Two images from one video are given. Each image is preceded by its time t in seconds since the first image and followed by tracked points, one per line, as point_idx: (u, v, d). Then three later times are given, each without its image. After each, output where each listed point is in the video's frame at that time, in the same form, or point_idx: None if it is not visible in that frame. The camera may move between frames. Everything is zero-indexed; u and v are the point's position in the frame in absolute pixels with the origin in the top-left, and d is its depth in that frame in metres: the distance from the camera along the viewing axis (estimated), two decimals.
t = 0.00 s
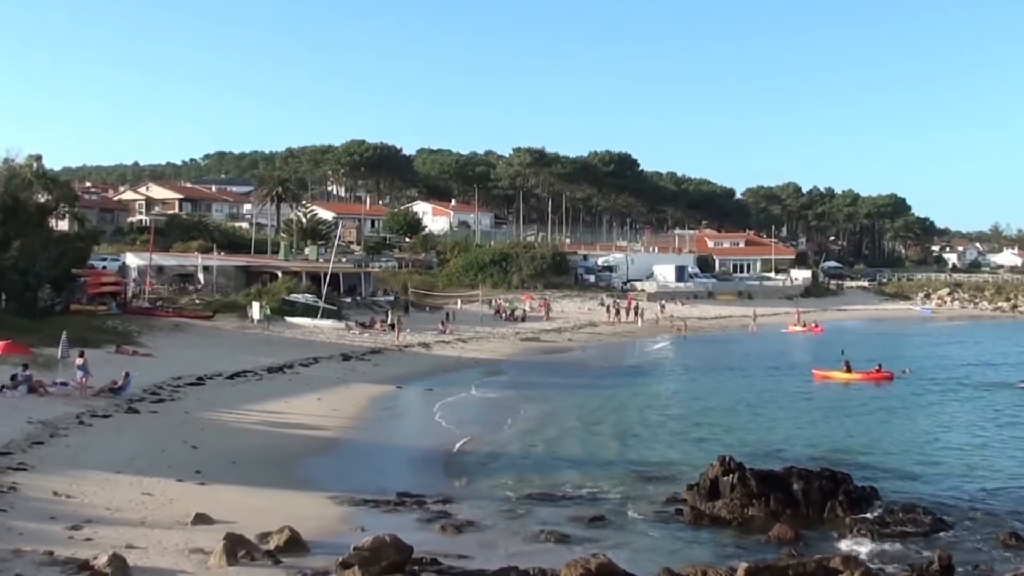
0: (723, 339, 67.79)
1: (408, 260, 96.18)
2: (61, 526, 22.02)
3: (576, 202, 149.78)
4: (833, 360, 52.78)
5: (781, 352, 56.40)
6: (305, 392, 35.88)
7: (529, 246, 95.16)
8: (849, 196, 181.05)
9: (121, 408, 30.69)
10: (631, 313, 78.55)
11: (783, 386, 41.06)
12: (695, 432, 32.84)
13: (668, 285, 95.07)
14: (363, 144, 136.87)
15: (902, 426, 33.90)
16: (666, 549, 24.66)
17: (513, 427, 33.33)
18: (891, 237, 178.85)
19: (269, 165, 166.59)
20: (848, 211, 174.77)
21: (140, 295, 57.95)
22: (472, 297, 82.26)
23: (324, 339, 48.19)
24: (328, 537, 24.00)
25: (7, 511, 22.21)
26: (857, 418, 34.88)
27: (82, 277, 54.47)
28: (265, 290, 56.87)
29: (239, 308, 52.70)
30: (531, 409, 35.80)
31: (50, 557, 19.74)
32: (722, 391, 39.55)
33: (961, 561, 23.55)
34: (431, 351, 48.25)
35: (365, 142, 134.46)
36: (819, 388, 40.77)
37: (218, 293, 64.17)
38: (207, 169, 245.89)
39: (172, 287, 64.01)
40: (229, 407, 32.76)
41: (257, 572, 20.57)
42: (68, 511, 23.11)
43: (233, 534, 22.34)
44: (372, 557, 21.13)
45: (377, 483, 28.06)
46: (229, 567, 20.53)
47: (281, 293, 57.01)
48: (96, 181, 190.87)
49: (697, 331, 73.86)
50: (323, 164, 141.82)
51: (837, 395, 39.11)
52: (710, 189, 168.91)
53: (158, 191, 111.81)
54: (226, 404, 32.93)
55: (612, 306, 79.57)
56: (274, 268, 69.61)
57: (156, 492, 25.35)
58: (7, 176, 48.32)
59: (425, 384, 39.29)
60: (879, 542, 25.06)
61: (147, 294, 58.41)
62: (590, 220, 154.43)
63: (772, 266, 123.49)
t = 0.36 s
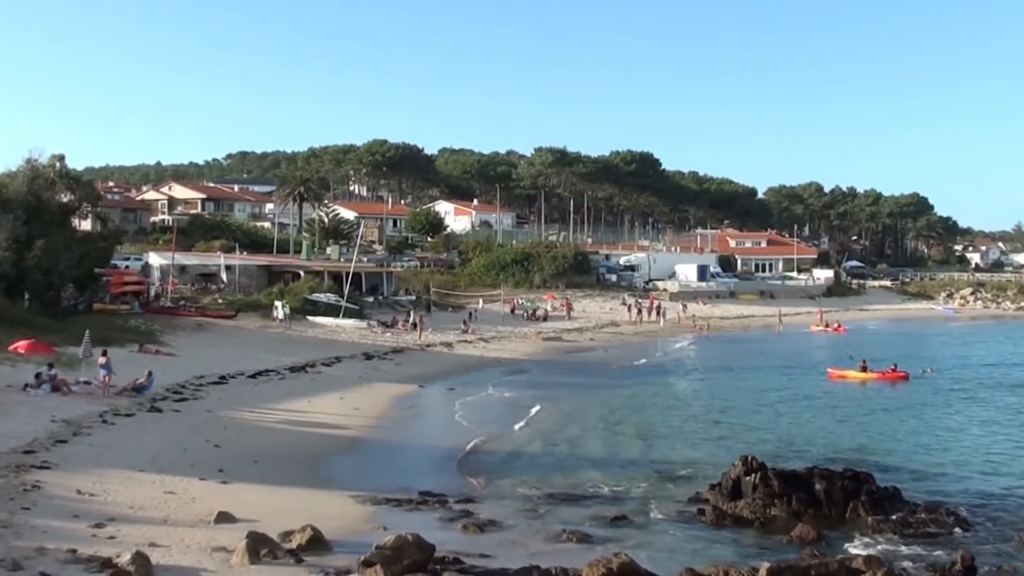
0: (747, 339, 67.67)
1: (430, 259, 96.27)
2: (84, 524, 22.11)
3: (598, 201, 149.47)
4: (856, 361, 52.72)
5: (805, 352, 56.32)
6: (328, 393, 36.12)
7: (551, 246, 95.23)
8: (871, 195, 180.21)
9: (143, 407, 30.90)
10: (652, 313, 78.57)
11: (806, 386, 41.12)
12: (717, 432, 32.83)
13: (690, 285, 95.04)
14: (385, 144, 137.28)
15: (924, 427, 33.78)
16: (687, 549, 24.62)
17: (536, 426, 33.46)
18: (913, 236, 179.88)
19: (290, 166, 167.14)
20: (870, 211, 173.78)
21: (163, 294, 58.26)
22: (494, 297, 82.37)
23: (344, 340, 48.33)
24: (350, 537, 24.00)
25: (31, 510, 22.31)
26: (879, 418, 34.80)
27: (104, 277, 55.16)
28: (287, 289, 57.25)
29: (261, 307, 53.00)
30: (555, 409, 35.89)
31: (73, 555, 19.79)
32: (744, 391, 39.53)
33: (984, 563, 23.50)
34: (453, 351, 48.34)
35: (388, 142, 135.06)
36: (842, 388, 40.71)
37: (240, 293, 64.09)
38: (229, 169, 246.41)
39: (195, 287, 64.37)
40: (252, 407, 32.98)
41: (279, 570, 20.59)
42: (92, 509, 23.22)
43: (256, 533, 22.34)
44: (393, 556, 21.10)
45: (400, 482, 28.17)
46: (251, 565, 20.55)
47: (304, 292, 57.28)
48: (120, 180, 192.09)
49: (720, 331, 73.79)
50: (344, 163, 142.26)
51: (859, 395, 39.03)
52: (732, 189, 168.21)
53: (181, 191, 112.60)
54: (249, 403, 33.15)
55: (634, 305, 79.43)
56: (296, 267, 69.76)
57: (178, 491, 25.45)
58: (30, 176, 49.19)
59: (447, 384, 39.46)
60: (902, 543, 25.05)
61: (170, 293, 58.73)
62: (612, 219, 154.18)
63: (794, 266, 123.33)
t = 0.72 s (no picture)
0: (769, 339, 67.57)
1: (450, 259, 96.46)
2: (105, 523, 22.20)
3: (618, 201, 148.83)
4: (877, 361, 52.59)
5: (828, 351, 56.17)
6: (348, 393, 36.25)
7: (571, 245, 95.28)
8: (893, 194, 179.60)
9: (164, 406, 31.17)
10: (673, 313, 78.54)
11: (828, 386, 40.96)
12: (738, 432, 32.78)
13: (710, 284, 94.90)
14: (404, 144, 139.56)
15: (944, 428, 33.59)
16: (707, 549, 24.55)
17: (556, 426, 33.50)
18: (935, 235, 179.42)
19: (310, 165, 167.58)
20: (891, 210, 173.07)
21: (184, 293, 58.58)
22: (514, 297, 82.43)
23: (363, 340, 48.42)
24: (370, 535, 24.02)
25: (52, 508, 22.41)
26: (899, 418, 34.69)
27: (126, 276, 55.61)
28: (308, 289, 57.50)
29: (282, 307, 53.27)
30: (575, 408, 35.94)
31: (94, 553, 19.83)
32: (763, 391, 39.49)
33: (1005, 564, 23.35)
34: (472, 350, 48.37)
35: (408, 141, 137.75)
36: (863, 388, 40.60)
37: (260, 293, 64.14)
38: (250, 169, 247.96)
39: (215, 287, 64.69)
40: (272, 407, 33.10)
41: (299, 569, 20.57)
42: (114, 507, 23.32)
43: (276, 532, 22.38)
44: (413, 556, 21.06)
45: (420, 481, 28.24)
46: (272, 563, 20.56)
47: (324, 292, 57.58)
48: (143, 181, 193.24)
49: (741, 331, 73.70)
50: (365, 164, 143.10)
51: (879, 395, 38.92)
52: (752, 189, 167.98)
53: (202, 191, 112.85)
54: (270, 402, 33.42)
55: (654, 306, 79.38)
56: (316, 267, 69.88)
57: (200, 489, 25.52)
58: (52, 175, 49.43)
59: (466, 383, 39.59)
60: (922, 543, 24.97)
61: (191, 292, 58.96)
62: (632, 218, 154.20)
63: (815, 266, 123.11)
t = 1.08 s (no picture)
0: (788, 339, 67.51)
1: (467, 259, 96.70)
2: (123, 521, 22.26)
3: (636, 201, 149.13)
4: (895, 361, 52.45)
5: (847, 352, 56.04)
6: (365, 393, 36.37)
7: (588, 245, 95.21)
8: (911, 195, 179.10)
9: (183, 405, 31.33)
10: (691, 313, 78.53)
11: (841, 386, 41.13)
12: (756, 433, 32.77)
13: (728, 284, 94.79)
14: (424, 144, 139.31)
15: (962, 429, 33.46)
16: (724, 549, 24.48)
17: (573, 426, 33.53)
18: (953, 235, 178.59)
19: (328, 165, 168.47)
20: (909, 210, 172.97)
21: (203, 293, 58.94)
22: (531, 297, 82.58)
23: (380, 340, 48.52)
24: (388, 535, 24.02)
25: (71, 507, 22.48)
26: (917, 420, 34.54)
27: (145, 275, 56.07)
28: (326, 288, 57.80)
29: (300, 307, 53.52)
30: (593, 408, 35.97)
31: (111, 552, 19.88)
32: (780, 391, 39.48)
33: None
34: (489, 350, 48.42)
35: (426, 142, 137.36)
36: (881, 389, 40.48)
37: (278, 293, 64.34)
38: (269, 170, 249.33)
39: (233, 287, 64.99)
40: (290, 407, 33.21)
41: (317, 568, 20.56)
42: (131, 506, 23.39)
43: (294, 531, 22.38)
44: (431, 555, 21.02)
45: (438, 480, 28.28)
46: (290, 562, 20.56)
47: (342, 292, 57.87)
48: (163, 181, 194.55)
49: (760, 331, 73.76)
50: (383, 164, 144.09)
51: (897, 396, 38.79)
52: (770, 189, 167.80)
53: (220, 191, 113.18)
54: (287, 402, 33.57)
55: (672, 306, 79.43)
56: (334, 267, 70.05)
57: (218, 488, 25.59)
58: (71, 175, 49.44)
59: (484, 383, 39.67)
60: (940, 544, 24.87)
61: (209, 292, 59.23)
62: (650, 218, 154.45)
63: (833, 266, 122.84)
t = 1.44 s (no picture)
0: (805, 339, 67.74)
1: (482, 260, 96.85)
2: (138, 521, 22.29)
3: (650, 201, 149.18)
4: (910, 362, 52.35)
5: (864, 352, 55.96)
6: (380, 393, 36.49)
7: (604, 246, 95.15)
8: (926, 195, 178.75)
9: (198, 405, 31.43)
10: (705, 314, 78.57)
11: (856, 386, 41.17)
12: (771, 433, 32.79)
13: (743, 285, 94.71)
14: (437, 144, 141.09)
15: (977, 430, 33.34)
16: (739, 551, 24.42)
17: (589, 426, 33.63)
18: (969, 236, 177.92)
19: (343, 165, 169.13)
20: (925, 210, 173.08)
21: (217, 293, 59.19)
22: (546, 297, 82.72)
23: (395, 340, 48.62)
24: (403, 535, 23.99)
25: (86, 507, 22.53)
26: (933, 421, 34.49)
27: (161, 276, 56.32)
28: (341, 289, 58.11)
29: (315, 308, 53.83)
30: (608, 408, 36.07)
31: (126, 552, 19.91)
32: (795, 391, 39.53)
33: None
34: (503, 350, 48.48)
35: (441, 142, 138.95)
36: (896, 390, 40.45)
37: (293, 293, 64.63)
38: (285, 169, 250.28)
39: (249, 287, 65.29)
40: (305, 407, 33.31)
41: (332, 569, 20.54)
42: (147, 506, 23.42)
43: (309, 531, 22.38)
44: (445, 556, 20.99)
45: (454, 480, 28.33)
46: (304, 563, 20.54)
47: (357, 291, 58.15)
48: (179, 181, 195.92)
49: (775, 331, 73.99)
50: (398, 165, 144.68)
51: (912, 397, 38.74)
52: (785, 189, 167.84)
53: (235, 192, 114.13)
54: (302, 403, 33.72)
55: (687, 306, 79.53)
56: (349, 267, 70.18)
57: (233, 489, 25.63)
58: (88, 176, 49.50)
59: (499, 384, 39.78)
60: (955, 546, 24.79)
61: (225, 292, 59.45)
62: (665, 219, 154.67)
63: (848, 267, 122.82)
